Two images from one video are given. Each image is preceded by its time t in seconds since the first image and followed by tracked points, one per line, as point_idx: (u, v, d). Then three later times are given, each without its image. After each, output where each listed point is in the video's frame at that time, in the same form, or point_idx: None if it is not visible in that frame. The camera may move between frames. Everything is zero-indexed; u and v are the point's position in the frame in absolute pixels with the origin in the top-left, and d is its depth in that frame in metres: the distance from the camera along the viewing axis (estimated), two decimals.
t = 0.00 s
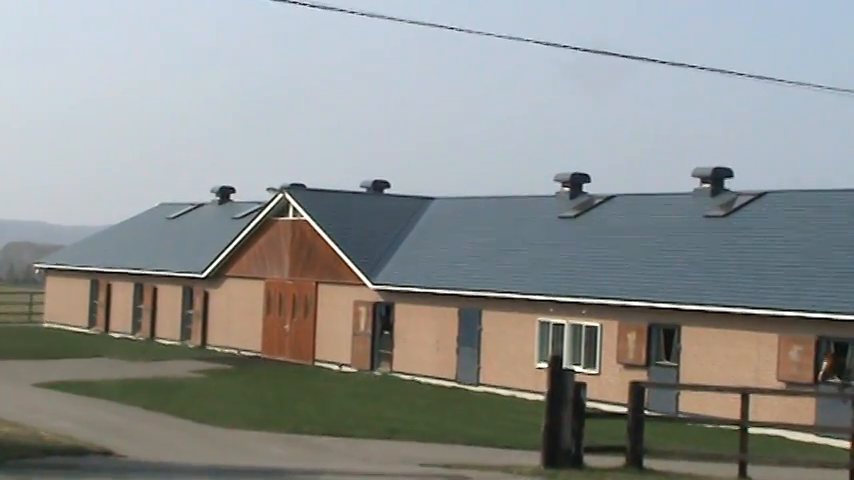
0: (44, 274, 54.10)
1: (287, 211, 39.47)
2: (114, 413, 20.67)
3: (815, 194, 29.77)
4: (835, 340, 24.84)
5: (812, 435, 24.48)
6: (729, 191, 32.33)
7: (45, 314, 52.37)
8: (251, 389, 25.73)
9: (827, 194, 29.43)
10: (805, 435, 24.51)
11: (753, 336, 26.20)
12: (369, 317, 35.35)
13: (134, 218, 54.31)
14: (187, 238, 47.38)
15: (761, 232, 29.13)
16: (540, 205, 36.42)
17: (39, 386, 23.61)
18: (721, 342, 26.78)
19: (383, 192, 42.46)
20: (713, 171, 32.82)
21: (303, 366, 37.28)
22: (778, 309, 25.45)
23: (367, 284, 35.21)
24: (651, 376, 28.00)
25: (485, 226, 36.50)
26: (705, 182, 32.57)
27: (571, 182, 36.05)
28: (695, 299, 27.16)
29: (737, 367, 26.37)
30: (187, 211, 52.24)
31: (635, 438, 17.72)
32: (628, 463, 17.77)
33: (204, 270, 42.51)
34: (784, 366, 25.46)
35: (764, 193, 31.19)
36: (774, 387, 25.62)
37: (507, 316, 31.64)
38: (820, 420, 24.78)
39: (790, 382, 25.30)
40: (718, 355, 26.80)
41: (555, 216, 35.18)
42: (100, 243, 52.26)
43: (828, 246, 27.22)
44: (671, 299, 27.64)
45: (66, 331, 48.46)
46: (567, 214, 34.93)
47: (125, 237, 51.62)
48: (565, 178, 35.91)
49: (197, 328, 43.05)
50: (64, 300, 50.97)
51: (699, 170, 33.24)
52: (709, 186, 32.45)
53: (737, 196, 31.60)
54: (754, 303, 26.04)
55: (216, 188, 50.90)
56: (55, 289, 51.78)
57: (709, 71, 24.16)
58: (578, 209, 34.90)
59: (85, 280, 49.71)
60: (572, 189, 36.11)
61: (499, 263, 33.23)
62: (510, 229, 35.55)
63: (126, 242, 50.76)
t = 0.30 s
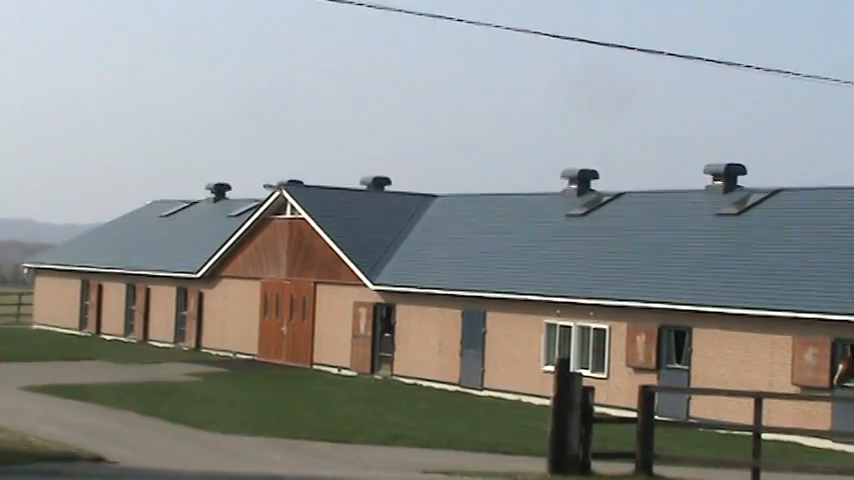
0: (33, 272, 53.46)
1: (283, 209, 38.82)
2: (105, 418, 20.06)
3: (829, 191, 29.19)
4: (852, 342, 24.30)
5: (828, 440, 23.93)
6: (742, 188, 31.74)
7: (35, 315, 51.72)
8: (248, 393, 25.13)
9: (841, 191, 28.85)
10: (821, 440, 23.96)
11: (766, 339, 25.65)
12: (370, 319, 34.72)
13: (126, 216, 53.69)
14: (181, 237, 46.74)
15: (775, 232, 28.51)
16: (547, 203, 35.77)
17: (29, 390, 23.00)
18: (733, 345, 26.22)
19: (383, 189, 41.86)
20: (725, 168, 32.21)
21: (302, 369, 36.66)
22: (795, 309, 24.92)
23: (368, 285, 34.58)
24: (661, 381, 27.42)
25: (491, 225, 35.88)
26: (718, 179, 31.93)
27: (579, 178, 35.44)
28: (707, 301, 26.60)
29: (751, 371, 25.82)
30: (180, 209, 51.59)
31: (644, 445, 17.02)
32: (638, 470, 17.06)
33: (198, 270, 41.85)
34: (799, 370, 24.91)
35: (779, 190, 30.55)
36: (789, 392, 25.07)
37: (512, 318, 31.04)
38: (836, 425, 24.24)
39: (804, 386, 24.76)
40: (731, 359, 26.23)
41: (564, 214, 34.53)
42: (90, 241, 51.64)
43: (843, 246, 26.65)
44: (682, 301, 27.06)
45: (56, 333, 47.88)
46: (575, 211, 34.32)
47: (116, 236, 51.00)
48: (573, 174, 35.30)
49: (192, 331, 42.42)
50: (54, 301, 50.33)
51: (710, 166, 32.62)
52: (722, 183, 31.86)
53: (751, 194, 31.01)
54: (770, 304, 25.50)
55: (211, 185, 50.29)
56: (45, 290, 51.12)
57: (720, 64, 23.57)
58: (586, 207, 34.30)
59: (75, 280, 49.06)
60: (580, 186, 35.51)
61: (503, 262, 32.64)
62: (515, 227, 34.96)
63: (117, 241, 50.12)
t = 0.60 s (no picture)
0: (26, 270, 52.82)
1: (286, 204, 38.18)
2: (101, 421, 19.44)
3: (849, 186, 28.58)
4: None
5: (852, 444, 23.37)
6: (762, 183, 31.13)
7: (29, 313, 51.10)
8: (250, 395, 24.51)
9: None
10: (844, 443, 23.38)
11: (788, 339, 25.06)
12: (376, 318, 34.09)
13: (123, 212, 53.10)
14: (180, 234, 46.12)
15: (796, 229, 27.87)
16: (559, 198, 35.14)
17: (24, 392, 22.37)
18: (753, 345, 25.62)
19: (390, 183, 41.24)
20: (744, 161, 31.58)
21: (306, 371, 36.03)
22: (820, 308, 24.31)
23: (374, 283, 33.96)
24: (678, 382, 26.82)
25: (501, 220, 35.27)
26: (737, 173, 31.35)
27: (593, 172, 34.81)
28: (727, 301, 26.00)
29: (772, 372, 25.22)
30: (179, 205, 50.98)
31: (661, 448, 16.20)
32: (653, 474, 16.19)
33: (198, 268, 41.19)
34: (821, 371, 24.34)
35: (800, 184, 30.06)
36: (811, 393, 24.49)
37: (523, 317, 30.43)
38: None
39: (827, 388, 24.18)
40: (750, 360, 25.63)
41: (577, 209, 33.88)
42: (86, 238, 51.04)
43: None
44: (700, 300, 26.45)
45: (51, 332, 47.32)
46: (589, 206, 33.68)
47: (112, 233, 50.38)
48: (587, 168, 34.66)
49: (191, 331, 41.81)
50: (49, 299, 49.73)
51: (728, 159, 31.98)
52: (741, 177, 31.24)
53: (772, 189, 30.41)
54: (793, 303, 24.91)
55: (211, 178, 49.69)
56: (39, 288, 50.50)
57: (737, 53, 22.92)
58: (601, 201, 33.65)
59: (71, 278, 48.45)
60: (594, 180, 34.88)
61: (514, 259, 32.03)
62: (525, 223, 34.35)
63: (113, 237, 49.50)
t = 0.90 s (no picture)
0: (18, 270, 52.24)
1: (287, 200, 37.56)
2: (97, 426, 18.84)
3: None
4: None
5: None
6: (780, 179, 30.56)
7: (21, 314, 50.54)
8: (251, 400, 23.92)
9: None
10: None
11: (808, 341, 24.53)
12: (380, 319, 33.48)
13: (119, 210, 52.51)
14: (177, 232, 45.55)
15: (815, 228, 27.28)
16: (568, 195, 34.56)
17: (17, 396, 21.77)
18: (772, 347, 25.07)
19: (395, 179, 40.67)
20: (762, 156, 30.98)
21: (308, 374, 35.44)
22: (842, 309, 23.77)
23: (378, 283, 33.37)
24: (694, 385, 26.26)
25: (509, 218, 34.71)
26: (755, 168, 30.76)
27: (605, 168, 34.20)
28: (744, 301, 25.43)
29: (791, 375, 24.69)
30: (176, 202, 50.38)
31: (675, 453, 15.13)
32: None
33: (196, 267, 40.57)
34: (842, 374, 23.83)
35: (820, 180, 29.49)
36: (832, 397, 23.97)
37: (532, 318, 29.84)
38: None
39: (848, 391, 23.67)
40: (769, 363, 25.08)
41: (589, 206, 33.29)
42: (80, 237, 50.44)
43: None
44: (717, 300, 25.88)
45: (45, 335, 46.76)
46: (601, 202, 33.09)
47: (106, 232, 49.81)
48: (598, 164, 34.06)
49: (189, 333, 41.21)
50: (42, 301, 49.16)
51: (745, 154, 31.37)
52: (759, 173, 30.64)
53: (791, 185, 29.82)
54: (816, 304, 24.34)
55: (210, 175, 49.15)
56: (31, 289, 49.94)
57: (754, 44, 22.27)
58: (613, 198, 33.06)
59: (64, 279, 47.87)
60: (607, 176, 34.29)
61: (522, 258, 31.47)
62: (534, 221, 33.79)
63: (107, 236, 48.92)
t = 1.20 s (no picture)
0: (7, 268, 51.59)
1: (286, 197, 36.93)
2: (92, 431, 18.21)
3: None
4: None
5: None
6: (796, 175, 29.95)
7: (11, 314, 49.90)
8: (251, 403, 23.29)
9: None
10: None
11: (826, 343, 23.99)
12: (382, 321, 32.88)
13: (113, 207, 51.86)
14: (171, 230, 44.93)
15: (832, 227, 26.64)
16: (576, 191, 33.94)
17: (8, 401, 21.14)
18: (790, 350, 24.51)
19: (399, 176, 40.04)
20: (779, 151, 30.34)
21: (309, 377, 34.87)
22: None
23: (380, 283, 32.75)
24: (709, 388, 25.71)
25: (515, 215, 34.10)
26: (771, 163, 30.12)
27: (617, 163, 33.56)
28: (759, 301, 24.83)
29: (809, 378, 24.16)
30: (170, 200, 49.75)
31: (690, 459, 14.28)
32: None
33: (192, 266, 39.94)
34: None
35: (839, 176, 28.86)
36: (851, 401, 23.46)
37: (540, 319, 29.24)
38: None
39: None
40: (786, 365, 24.53)
41: (599, 202, 32.66)
42: (73, 234, 49.80)
43: None
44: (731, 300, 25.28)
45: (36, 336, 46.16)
46: (612, 199, 32.47)
47: (97, 230, 49.18)
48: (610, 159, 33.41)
49: (184, 335, 40.59)
50: (32, 300, 48.52)
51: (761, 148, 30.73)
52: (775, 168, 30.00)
53: (808, 181, 29.19)
54: (834, 305, 23.74)
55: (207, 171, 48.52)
56: (21, 288, 49.27)
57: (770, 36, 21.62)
58: (625, 194, 32.45)
59: (55, 278, 47.25)
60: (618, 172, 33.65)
61: (530, 257, 30.87)
62: (541, 219, 33.18)
63: (98, 234, 48.28)
